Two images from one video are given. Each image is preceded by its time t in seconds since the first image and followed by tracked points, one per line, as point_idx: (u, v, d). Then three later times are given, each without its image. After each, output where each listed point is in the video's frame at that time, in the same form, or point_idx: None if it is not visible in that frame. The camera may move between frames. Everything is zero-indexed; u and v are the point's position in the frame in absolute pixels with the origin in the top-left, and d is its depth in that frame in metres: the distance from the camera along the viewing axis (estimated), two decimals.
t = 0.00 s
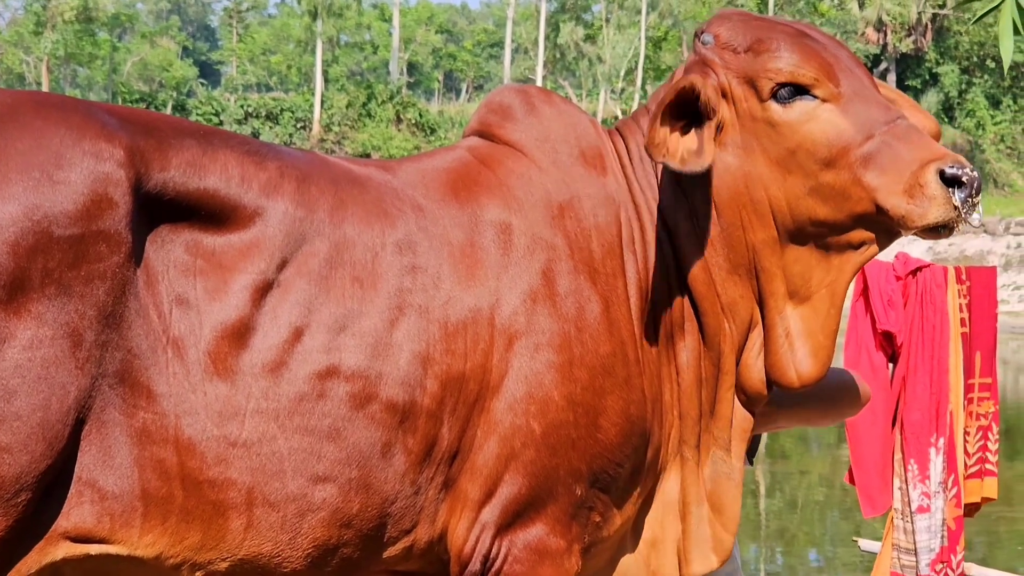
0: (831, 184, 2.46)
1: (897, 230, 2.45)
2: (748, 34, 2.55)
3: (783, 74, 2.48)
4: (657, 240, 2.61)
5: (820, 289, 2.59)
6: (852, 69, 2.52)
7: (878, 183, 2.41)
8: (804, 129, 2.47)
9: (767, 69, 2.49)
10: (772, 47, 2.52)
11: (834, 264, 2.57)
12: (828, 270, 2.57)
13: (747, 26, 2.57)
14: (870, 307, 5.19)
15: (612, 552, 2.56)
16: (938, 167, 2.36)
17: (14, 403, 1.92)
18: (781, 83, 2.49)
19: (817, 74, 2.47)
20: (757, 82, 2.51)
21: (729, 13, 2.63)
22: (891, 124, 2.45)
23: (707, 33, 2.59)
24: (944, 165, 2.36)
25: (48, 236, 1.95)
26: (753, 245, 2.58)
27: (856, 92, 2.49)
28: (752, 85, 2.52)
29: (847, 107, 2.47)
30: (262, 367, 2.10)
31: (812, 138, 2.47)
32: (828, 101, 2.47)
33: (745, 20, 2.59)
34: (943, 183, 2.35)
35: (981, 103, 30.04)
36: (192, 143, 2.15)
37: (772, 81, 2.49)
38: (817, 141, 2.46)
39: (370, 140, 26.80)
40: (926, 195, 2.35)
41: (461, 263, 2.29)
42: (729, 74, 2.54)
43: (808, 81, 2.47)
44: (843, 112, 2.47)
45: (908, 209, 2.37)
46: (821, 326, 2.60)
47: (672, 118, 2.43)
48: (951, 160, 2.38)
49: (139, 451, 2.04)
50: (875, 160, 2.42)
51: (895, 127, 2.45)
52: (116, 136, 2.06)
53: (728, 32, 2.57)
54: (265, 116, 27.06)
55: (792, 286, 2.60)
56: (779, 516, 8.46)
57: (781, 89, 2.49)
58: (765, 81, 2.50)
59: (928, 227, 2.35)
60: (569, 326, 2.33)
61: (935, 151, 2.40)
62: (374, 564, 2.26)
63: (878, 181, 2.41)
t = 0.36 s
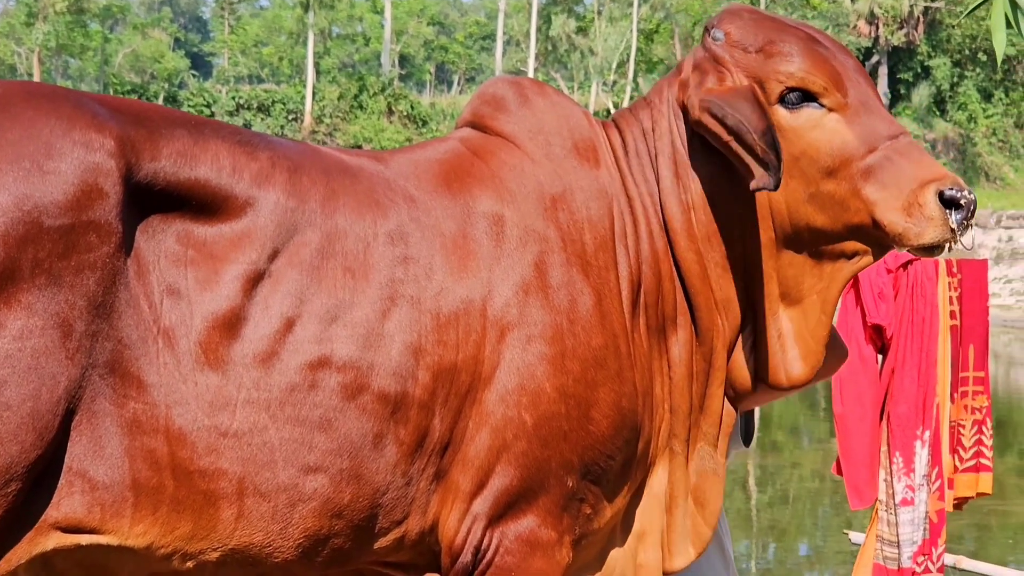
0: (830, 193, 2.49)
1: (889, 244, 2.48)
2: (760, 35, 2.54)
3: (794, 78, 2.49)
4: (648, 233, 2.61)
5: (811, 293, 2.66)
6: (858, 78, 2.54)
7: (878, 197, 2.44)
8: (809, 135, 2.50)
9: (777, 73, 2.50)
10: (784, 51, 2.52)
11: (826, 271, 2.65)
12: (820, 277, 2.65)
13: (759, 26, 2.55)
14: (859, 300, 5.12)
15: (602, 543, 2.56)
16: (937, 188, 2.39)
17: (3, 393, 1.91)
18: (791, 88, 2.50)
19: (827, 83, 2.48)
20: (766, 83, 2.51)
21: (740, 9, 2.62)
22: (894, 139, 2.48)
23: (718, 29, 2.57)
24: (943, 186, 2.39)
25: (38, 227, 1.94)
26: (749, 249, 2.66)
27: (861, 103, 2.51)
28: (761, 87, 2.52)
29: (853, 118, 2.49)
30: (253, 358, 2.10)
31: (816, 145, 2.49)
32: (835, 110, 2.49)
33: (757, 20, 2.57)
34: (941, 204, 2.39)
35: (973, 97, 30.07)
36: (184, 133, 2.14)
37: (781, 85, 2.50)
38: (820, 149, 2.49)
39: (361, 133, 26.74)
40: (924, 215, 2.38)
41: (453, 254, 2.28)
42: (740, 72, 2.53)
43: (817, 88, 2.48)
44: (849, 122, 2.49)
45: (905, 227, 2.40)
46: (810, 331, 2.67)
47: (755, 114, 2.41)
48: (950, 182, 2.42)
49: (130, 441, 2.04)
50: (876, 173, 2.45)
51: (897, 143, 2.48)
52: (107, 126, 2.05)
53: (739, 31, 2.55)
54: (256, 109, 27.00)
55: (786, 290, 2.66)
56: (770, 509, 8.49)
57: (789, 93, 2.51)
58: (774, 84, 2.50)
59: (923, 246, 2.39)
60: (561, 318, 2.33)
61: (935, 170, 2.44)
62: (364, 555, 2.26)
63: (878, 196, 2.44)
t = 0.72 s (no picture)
0: (819, 194, 2.50)
1: (872, 249, 2.49)
2: (758, 31, 2.55)
3: (789, 78, 2.49)
4: (634, 224, 2.62)
5: (794, 291, 2.66)
6: (852, 80, 2.54)
7: (866, 202, 2.44)
8: (801, 136, 2.50)
9: (771, 71, 2.51)
10: (780, 50, 2.52)
11: (809, 270, 2.64)
12: (803, 275, 2.64)
13: (758, 23, 2.57)
14: (845, 292, 5.20)
15: (587, 533, 2.56)
16: (924, 198, 2.39)
17: None
18: (784, 87, 2.50)
19: (821, 85, 2.49)
20: (761, 81, 2.52)
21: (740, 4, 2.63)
22: (885, 144, 2.48)
23: (714, 23, 2.59)
24: (930, 196, 2.39)
25: (25, 215, 1.94)
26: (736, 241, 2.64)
27: (854, 105, 2.51)
28: (756, 85, 2.53)
29: (845, 120, 2.49)
30: (239, 347, 2.10)
31: (807, 145, 2.50)
32: (827, 112, 2.49)
33: (757, 17, 2.58)
34: (926, 213, 2.39)
35: (959, 91, 30.16)
36: (170, 122, 2.14)
37: (776, 84, 2.51)
38: (810, 150, 2.49)
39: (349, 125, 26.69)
40: (909, 223, 2.38)
41: (440, 243, 2.29)
42: (735, 69, 2.54)
43: (811, 89, 2.49)
44: (841, 124, 2.49)
45: (890, 233, 2.40)
46: (792, 328, 2.68)
47: (731, 110, 2.44)
48: (937, 191, 2.41)
49: (115, 429, 2.04)
50: (866, 177, 2.45)
51: (888, 148, 2.48)
52: (94, 114, 2.04)
53: (736, 27, 2.57)
54: (244, 100, 26.92)
55: (770, 285, 2.66)
56: (756, 501, 8.52)
57: (783, 93, 2.51)
58: (769, 82, 2.51)
59: (906, 254, 2.39)
60: (547, 307, 2.33)
61: (922, 178, 2.43)
62: (349, 544, 2.26)
63: (866, 200, 2.44)
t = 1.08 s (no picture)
0: (796, 187, 2.51)
1: (847, 242, 2.51)
2: (739, 22, 2.55)
3: (765, 68, 2.51)
4: (615, 215, 2.63)
5: (773, 284, 2.68)
6: (834, 74, 2.53)
7: (840, 195, 2.45)
8: (777, 127, 2.51)
9: (748, 61, 2.52)
10: (759, 41, 2.53)
11: (788, 263, 2.65)
12: (782, 268, 2.66)
13: (740, 14, 2.57)
14: (830, 283, 5.20)
15: (568, 524, 2.56)
16: (898, 191, 2.40)
17: None
18: (761, 78, 2.52)
19: (799, 77, 2.49)
20: (739, 71, 2.54)
21: None
22: (863, 138, 2.49)
23: (696, 13, 2.59)
24: (905, 190, 2.40)
25: (6, 204, 1.94)
26: (715, 232, 2.65)
27: (834, 99, 2.51)
28: (733, 74, 2.55)
29: (823, 113, 2.50)
30: (219, 336, 2.10)
31: (784, 138, 2.51)
32: (804, 104, 2.50)
33: (739, 7, 2.58)
34: (900, 206, 2.40)
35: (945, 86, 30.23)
36: (151, 111, 2.13)
37: (752, 74, 2.52)
38: (787, 141, 2.51)
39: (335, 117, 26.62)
40: (882, 216, 2.39)
41: (420, 233, 2.29)
42: (714, 59, 2.55)
43: (788, 81, 2.50)
44: (818, 117, 2.50)
45: (864, 227, 2.41)
46: (771, 320, 2.70)
47: (699, 96, 2.46)
48: (913, 185, 2.42)
49: (96, 419, 2.03)
50: (842, 170, 2.46)
51: (866, 142, 2.49)
52: (75, 103, 2.04)
53: (717, 17, 2.57)
54: (229, 92, 26.83)
55: (749, 278, 2.68)
56: (739, 494, 8.54)
57: (759, 83, 2.52)
58: (746, 72, 2.53)
59: (879, 247, 2.40)
60: (527, 297, 2.33)
61: (900, 173, 2.44)
62: (330, 534, 2.26)
63: (840, 193, 2.45)
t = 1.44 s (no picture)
0: (781, 190, 2.51)
1: (830, 250, 2.49)
2: (729, 25, 2.56)
3: (754, 72, 2.51)
4: (601, 214, 2.64)
5: (757, 287, 2.66)
6: (823, 79, 2.54)
7: (824, 201, 2.45)
8: (764, 130, 2.51)
9: (737, 64, 2.52)
10: (749, 44, 2.53)
11: (771, 267, 2.64)
12: (765, 271, 2.65)
13: (730, 16, 2.57)
14: (819, 283, 5.21)
15: (552, 522, 2.57)
16: (882, 201, 2.39)
17: None
18: (749, 81, 2.52)
19: (786, 82, 2.50)
20: (727, 73, 2.54)
21: None
22: (849, 145, 2.49)
23: (689, 14, 2.60)
24: (889, 199, 2.39)
25: None
26: (701, 233, 2.65)
27: (822, 105, 2.51)
28: (721, 77, 2.55)
29: (810, 119, 2.50)
30: (206, 333, 2.10)
31: (770, 141, 2.51)
32: (792, 109, 2.50)
33: (731, 9, 2.59)
34: (884, 216, 2.39)
35: (933, 86, 30.31)
36: (137, 107, 2.13)
37: (741, 77, 2.52)
38: (773, 145, 2.50)
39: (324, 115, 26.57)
40: (865, 225, 2.38)
41: (406, 230, 2.29)
42: (703, 61, 2.56)
43: (776, 85, 2.50)
44: (806, 122, 2.50)
45: (847, 234, 2.40)
46: (754, 323, 2.69)
47: (682, 95, 2.46)
48: (897, 194, 2.41)
49: (82, 416, 2.03)
50: (826, 176, 2.46)
51: (852, 149, 2.49)
52: (61, 99, 2.04)
53: (709, 18, 2.58)
54: (218, 91, 26.77)
55: (734, 280, 2.67)
56: (727, 494, 8.55)
57: (748, 86, 2.53)
58: (734, 75, 2.53)
59: (862, 256, 2.39)
60: (512, 294, 2.34)
61: (885, 182, 2.44)
62: (315, 530, 2.26)
63: (825, 200, 2.45)
